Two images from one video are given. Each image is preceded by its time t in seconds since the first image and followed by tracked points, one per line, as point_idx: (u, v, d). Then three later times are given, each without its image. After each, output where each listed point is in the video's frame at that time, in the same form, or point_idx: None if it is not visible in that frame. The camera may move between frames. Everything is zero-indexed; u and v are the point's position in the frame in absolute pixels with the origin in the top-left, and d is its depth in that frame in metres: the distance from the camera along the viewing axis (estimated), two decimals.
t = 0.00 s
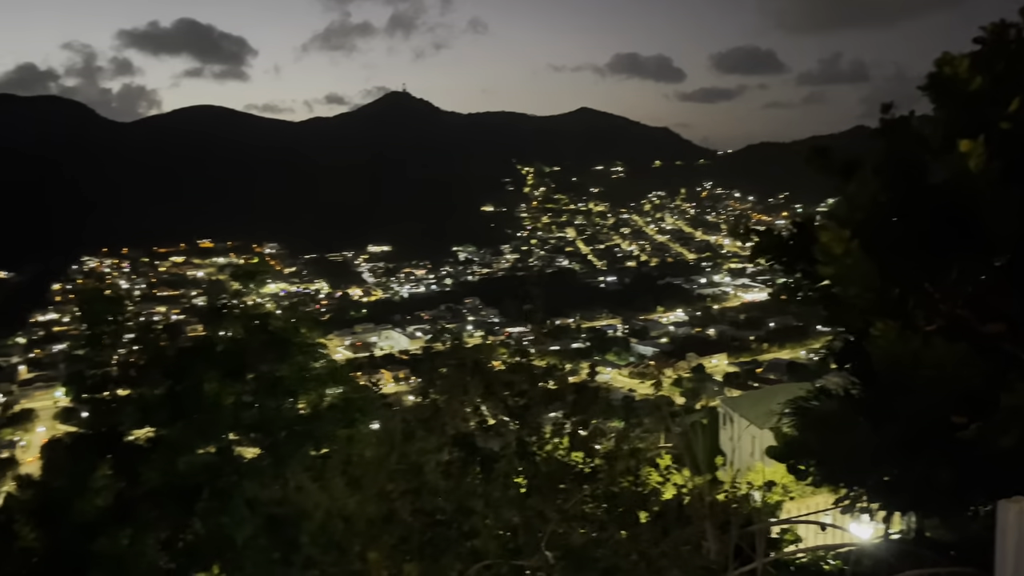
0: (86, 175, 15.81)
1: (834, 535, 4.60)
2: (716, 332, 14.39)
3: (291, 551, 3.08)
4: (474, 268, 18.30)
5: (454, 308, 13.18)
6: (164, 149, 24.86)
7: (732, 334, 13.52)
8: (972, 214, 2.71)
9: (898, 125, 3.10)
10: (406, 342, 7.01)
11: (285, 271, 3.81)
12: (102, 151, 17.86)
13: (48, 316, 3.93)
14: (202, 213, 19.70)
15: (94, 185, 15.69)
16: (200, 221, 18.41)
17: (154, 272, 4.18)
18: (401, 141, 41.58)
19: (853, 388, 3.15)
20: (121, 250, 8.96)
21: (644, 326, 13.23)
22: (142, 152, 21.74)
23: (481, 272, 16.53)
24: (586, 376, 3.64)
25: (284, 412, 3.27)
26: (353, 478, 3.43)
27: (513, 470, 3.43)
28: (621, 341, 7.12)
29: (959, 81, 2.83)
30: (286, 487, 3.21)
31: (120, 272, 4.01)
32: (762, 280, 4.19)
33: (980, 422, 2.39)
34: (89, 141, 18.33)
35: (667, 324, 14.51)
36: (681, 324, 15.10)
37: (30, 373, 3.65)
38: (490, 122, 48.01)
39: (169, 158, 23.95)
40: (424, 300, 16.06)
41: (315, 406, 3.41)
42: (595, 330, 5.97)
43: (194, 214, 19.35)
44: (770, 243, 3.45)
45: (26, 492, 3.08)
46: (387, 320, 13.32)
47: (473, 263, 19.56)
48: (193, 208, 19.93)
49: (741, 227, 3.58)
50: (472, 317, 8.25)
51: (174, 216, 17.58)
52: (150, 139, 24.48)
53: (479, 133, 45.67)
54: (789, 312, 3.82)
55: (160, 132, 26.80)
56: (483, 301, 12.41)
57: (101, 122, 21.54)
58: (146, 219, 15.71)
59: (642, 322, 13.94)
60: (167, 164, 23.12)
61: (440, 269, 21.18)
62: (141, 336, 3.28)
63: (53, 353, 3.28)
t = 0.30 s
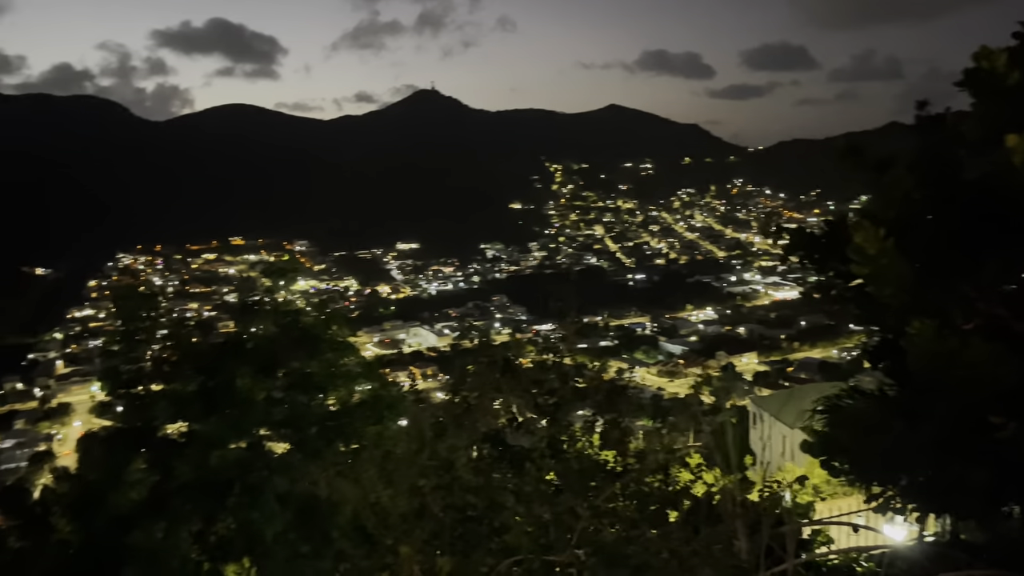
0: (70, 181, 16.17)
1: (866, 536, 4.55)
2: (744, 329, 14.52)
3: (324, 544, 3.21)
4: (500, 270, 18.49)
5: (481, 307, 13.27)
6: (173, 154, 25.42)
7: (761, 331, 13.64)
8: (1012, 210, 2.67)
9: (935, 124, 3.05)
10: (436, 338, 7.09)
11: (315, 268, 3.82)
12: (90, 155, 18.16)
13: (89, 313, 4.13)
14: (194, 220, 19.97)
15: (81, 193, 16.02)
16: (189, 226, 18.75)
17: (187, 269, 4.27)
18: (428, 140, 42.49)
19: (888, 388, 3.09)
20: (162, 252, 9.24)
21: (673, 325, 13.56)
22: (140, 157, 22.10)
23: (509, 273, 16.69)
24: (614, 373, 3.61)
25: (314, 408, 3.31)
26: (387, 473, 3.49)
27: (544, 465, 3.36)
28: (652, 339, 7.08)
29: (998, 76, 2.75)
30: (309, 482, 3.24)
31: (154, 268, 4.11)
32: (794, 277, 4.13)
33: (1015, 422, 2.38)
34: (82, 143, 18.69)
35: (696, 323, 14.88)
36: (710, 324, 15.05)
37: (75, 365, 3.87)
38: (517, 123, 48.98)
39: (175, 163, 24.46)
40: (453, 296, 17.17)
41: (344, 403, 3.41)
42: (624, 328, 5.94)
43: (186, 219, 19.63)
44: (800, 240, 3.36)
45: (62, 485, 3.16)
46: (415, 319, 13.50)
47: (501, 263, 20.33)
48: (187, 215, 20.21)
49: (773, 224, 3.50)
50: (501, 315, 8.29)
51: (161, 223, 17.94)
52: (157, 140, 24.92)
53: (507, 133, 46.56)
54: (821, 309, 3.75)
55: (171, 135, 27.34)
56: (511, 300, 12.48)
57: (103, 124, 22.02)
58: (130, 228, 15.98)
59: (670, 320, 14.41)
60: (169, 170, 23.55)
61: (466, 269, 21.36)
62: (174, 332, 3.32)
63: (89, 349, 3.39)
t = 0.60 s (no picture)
0: (44, 192, 17.93)
1: (904, 539, 4.49)
2: (777, 329, 14.50)
3: (358, 538, 3.24)
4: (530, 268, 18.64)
5: (511, 305, 13.42)
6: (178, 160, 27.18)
7: (794, 331, 13.61)
8: None
9: (978, 117, 2.86)
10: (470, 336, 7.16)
11: (349, 265, 3.86)
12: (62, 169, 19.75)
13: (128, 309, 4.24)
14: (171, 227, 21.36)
15: (60, 208, 17.73)
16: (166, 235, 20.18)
17: (223, 266, 4.33)
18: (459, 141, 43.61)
19: (926, 387, 2.99)
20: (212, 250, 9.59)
21: (704, 323, 13.92)
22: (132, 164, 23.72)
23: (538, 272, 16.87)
24: (646, 373, 3.57)
25: (347, 404, 3.36)
26: (419, 471, 3.55)
27: (575, 466, 3.30)
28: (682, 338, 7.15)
29: None
30: (334, 480, 3.25)
31: (191, 266, 4.17)
32: (829, 277, 4.08)
33: None
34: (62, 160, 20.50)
35: (728, 321, 14.97)
36: (742, 323, 14.99)
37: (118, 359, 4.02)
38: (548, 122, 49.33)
39: (179, 171, 26.03)
40: (483, 293, 17.94)
41: (377, 399, 3.46)
42: (658, 326, 5.92)
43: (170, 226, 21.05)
44: (841, 240, 3.31)
45: (103, 477, 3.23)
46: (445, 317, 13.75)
47: (531, 258, 21.18)
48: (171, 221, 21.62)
49: (809, 222, 3.42)
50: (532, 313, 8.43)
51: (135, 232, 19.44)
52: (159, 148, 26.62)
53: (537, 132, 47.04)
54: (857, 309, 3.71)
55: (182, 141, 29.20)
56: (540, 298, 12.61)
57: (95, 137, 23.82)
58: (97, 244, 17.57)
59: (703, 319, 14.72)
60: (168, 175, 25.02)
61: (495, 269, 21.54)
62: (210, 328, 3.37)
63: (127, 343, 3.47)
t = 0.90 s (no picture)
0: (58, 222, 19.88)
1: (946, 544, 4.41)
2: (815, 328, 14.33)
3: (389, 535, 3.31)
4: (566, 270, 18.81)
5: (544, 303, 13.61)
6: (186, 169, 29.73)
7: (832, 331, 13.45)
8: None
9: None
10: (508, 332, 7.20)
11: (384, 262, 3.86)
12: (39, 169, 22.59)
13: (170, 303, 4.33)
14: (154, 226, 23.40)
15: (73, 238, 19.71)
16: (142, 235, 22.14)
17: (260, 263, 4.41)
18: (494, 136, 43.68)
19: (970, 389, 2.80)
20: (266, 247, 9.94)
21: (740, 323, 13.88)
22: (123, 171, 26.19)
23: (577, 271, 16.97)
24: (682, 371, 3.47)
25: (381, 400, 3.40)
26: (451, 465, 3.29)
27: (608, 464, 3.19)
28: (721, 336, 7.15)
29: None
30: (363, 478, 3.28)
31: (229, 262, 4.26)
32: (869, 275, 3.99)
33: None
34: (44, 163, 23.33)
35: (765, 320, 14.86)
36: (780, 322, 14.83)
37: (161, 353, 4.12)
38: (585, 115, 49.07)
39: (174, 175, 28.37)
40: (517, 292, 18.16)
41: (410, 395, 3.51)
42: (693, 325, 5.92)
43: (145, 226, 23.10)
44: (881, 237, 3.24)
45: (146, 470, 3.36)
46: (480, 314, 14.08)
47: (566, 257, 21.32)
48: (146, 218, 23.76)
49: (849, 220, 3.37)
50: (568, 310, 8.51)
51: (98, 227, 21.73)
52: (159, 157, 29.28)
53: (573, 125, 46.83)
54: (895, 309, 3.65)
55: (198, 153, 31.95)
56: (574, 296, 12.77)
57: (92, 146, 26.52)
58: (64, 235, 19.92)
59: (739, 318, 14.67)
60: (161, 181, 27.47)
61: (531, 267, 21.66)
62: (248, 324, 3.43)
63: (168, 338, 3.56)
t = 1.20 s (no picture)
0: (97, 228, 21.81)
1: (990, 549, 4.31)
2: (856, 328, 14.06)
3: (423, 529, 3.23)
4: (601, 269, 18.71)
5: (581, 301, 13.55)
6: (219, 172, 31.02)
7: (873, 331, 13.19)
8: None
9: None
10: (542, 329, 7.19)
11: (421, 260, 3.92)
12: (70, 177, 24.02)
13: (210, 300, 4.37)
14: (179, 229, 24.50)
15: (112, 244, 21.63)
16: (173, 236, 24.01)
17: (299, 260, 4.44)
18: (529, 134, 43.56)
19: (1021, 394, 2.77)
20: (309, 243, 10.06)
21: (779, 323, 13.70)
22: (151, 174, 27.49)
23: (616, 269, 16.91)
24: (719, 371, 3.45)
25: (417, 397, 3.38)
26: (487, 462, 3.44)
27: (643, 462, 3.20)
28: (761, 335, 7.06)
29: None
30: (401, 473, 3.23)
31: (269, 259, 4.29)
32: (912, 274, 3.92)
33: None
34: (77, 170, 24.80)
35: (804, 320, 14.64)
36: (820, 322, 14.52)
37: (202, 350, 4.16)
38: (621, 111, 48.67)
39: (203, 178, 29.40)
40: (553, 289, 18.12)
41: (446, 392, 3.48)
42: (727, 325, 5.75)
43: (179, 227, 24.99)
44: (924, 237, 3.15)
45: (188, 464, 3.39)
46: (516, 312, 14.06)
47: (602, 256, 21.22)
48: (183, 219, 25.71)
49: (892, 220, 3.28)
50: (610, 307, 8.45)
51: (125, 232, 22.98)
52: (191, 159, 30.65)
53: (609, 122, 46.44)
54: (942, 309, 3.54)
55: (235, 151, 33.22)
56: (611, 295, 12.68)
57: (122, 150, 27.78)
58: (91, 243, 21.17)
59: (777, 317, 14.47)
60: (188, 183, 28.87)
61: (567, 265, 21.58)
62: (287, 320, 3.47)
63: (210, 335, 3.62)
